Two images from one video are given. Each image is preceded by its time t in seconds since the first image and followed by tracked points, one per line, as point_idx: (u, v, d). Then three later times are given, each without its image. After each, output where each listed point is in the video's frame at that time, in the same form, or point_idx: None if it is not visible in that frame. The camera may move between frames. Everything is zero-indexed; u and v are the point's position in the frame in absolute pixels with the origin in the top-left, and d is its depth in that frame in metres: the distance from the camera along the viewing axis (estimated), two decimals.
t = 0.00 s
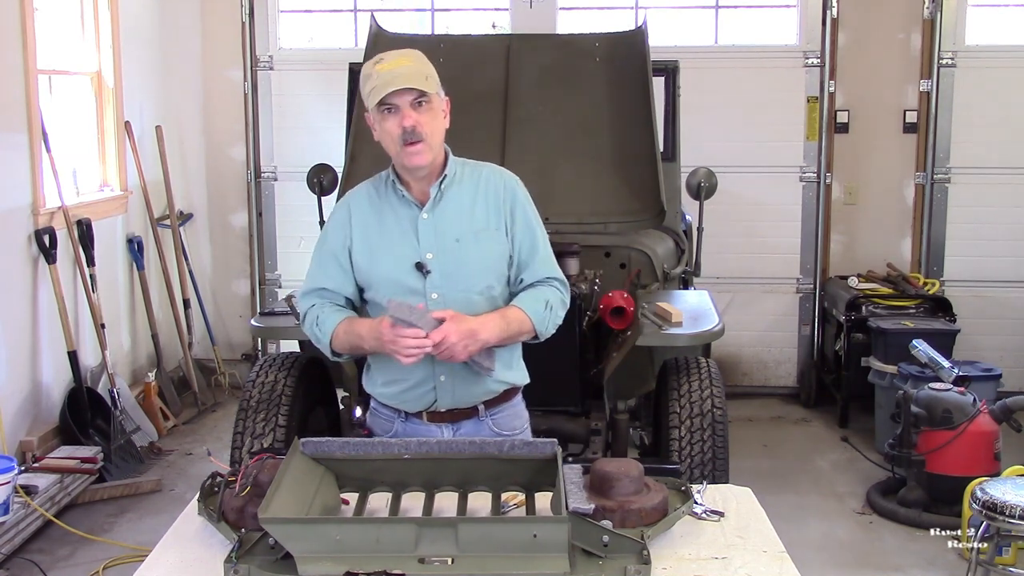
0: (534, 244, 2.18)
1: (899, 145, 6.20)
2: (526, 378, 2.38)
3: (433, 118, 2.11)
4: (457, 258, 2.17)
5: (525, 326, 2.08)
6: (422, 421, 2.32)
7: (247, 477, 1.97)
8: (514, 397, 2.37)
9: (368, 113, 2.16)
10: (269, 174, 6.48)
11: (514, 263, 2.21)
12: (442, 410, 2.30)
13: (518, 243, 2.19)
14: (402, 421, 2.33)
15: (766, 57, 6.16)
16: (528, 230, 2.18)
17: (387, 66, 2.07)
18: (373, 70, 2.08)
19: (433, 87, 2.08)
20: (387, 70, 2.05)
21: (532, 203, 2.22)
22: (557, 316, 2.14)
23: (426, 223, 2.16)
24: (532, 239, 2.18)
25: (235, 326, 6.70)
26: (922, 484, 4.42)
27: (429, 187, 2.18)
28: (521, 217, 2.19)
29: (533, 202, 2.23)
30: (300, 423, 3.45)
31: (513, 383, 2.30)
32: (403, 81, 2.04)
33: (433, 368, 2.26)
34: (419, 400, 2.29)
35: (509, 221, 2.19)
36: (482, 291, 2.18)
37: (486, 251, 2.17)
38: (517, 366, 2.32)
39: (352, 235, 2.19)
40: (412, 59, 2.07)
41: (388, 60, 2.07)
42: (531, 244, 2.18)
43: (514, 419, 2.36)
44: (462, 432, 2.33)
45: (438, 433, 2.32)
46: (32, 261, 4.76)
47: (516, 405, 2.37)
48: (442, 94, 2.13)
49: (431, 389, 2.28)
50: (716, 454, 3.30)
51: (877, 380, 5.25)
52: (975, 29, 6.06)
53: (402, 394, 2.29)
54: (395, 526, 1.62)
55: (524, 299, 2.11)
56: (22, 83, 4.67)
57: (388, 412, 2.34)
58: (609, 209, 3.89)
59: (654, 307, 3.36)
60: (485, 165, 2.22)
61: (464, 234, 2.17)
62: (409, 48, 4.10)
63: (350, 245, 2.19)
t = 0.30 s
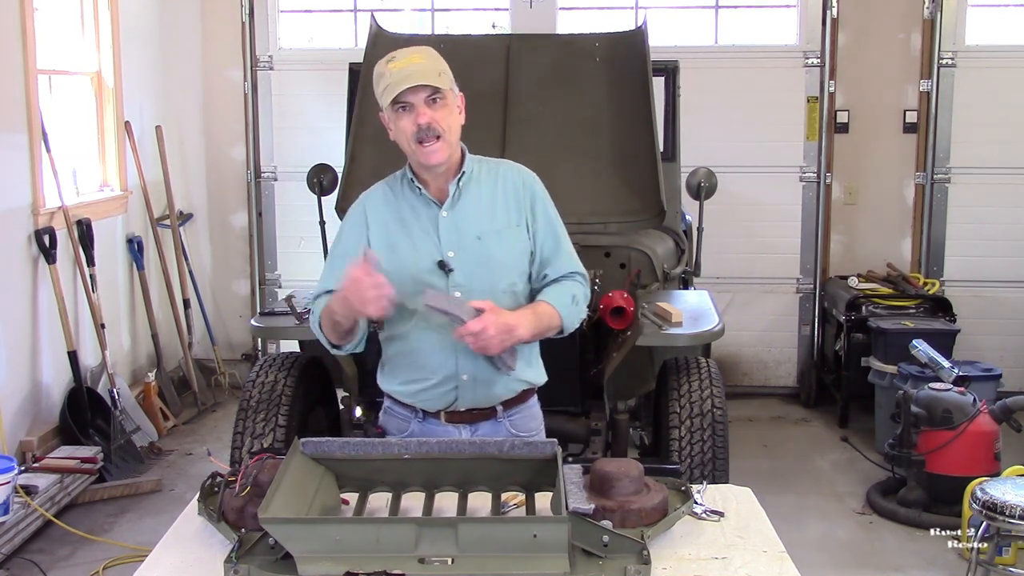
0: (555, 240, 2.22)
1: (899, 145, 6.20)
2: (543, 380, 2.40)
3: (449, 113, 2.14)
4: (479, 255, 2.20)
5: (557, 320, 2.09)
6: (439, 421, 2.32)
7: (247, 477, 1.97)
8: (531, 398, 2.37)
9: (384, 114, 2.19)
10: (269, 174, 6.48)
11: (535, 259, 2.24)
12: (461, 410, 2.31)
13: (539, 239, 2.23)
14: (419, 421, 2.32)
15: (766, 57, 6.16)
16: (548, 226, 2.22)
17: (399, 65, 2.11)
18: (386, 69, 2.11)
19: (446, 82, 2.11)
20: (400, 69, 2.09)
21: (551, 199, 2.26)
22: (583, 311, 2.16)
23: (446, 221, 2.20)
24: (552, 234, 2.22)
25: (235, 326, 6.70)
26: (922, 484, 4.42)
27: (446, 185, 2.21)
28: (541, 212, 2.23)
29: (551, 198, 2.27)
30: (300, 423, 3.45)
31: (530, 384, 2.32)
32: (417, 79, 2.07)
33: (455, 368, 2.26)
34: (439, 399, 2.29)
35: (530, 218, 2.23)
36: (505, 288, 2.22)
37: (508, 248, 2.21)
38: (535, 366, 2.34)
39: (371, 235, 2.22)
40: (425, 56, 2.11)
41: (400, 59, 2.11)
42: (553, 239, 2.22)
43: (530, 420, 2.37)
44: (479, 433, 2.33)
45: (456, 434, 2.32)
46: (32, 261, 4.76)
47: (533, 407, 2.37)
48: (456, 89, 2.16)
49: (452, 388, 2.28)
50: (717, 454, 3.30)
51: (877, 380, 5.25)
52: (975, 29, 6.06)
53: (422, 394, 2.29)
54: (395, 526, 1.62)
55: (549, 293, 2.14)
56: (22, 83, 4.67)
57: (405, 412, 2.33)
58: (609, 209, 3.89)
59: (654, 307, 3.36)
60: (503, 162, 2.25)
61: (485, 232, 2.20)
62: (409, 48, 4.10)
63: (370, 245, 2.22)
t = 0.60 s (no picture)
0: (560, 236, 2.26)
1: (898, 145, 6.20)
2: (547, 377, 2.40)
3: (454, 110, 2.14)
4: (488, 251, 2.21)
5: (567, 317, 2.14)
6: (446, 421, 2.30)
7: (247, 477, 1.97)
8: (533, 396, 2.38)
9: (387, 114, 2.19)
10: (269, 174, 6.48)
11: (541, 256, 2.27)
12: (469, 409, 2.29)
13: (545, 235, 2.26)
14: (426, 420, 2.31)
15: (766, 57, 6.16)
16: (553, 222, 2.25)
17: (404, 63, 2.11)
18: (391, 68, 2.12)
19: (450, 81, 2.13)
20: (405, 66, 2.10)
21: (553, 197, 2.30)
22: (589, 306, 2.21)
23: (454, 218, 2.20)
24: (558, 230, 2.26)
25: (236, 326, 6.70)
26: (922, 484, 4.43)
27: (453, 182, 2.22)
28: (545, 209, 2.26)
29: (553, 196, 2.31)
30: (300, 423, 3.45)
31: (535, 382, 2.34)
32: (422, 76, 2.08)
33: (465, 365, 2.24)
34: (446, 397, 2.27)
35: (535, 214, 2.26)
36: (514, 284, 2.22)
37: (516, 243, 2.22)
38: (539, 362, 2.36)
39: (376, 232, 2.20)
40: (430, 55, 2.12)
41: (405, 57, 2.11)
42: (558, 235, 2.26)
43: (535, 418, 2.37)
44: (487, 432, 2.32)
45: (463, 433, 2.30)
46: (32, 261, 4.76)
47: (536, 404, 2.38)
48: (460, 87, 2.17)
49: (462, 385, 2.26)
50: (717, 454, 3.30)
51: (877, 380, 5.25)
52: (975, 29, 6.06)
53: (432, 391, 2.26)
54: (395, 526, 1.62)
55: (558, 291, 2.18)
56: (22, 83, 4.67)
57: (411, 412, 2.31)
58: (609, 209, 3.89)
59: (654, 307, 3.36)
60: (505, 160, 2.29)
61: (493, 228, 2.21)
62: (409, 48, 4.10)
63: (375, 242, 2.20)
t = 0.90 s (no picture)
0: (545, 246, 2.24)
1: (898, 145, 6.20)
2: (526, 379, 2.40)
3: (452, 125, 2.10)
4: (474, 261, 2.18)
5: (546, 328, 2.13)
6: (426, 421, 2.31)
7: (247, 477, 1.97)
8: (512, 396, 2.40)
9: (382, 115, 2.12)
10: (269, 173, 6.48)
11: (523, 265, 2.26)
12: (450, 412, 2.31)
13: (530, 245, 2.24)
14: (406, 422, 2.32)
15: (766, 57, 6.16)
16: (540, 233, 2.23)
17: (408, 74, 2.03)
18: (393, 76, 2.04)
19: (452, 96, 2.07)
20: (410, 78, 2.02)
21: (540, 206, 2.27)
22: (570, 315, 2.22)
23: (441, 226, 2.17)
24: (542, 240, 2.24)
25: (236, 326, 6.70)
26: (922, 484, 4.43)
27: (442, 191, 2.18)
28: (530, 217, 2.23)
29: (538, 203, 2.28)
30: (300, 423, 3.45)
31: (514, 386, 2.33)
32: (426, 92, 2.02)
33: (447, 370, 2.25)
34: (428, 402, 2.28)
35: (522, 224, 2.23)
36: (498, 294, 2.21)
37: (502, 253, 2.20)
38: (518, 367, 2.35)
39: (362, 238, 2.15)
40: (435, 67, 2.05)
41: (409, 67, 2.04)
42: (543, 245, 2.24)
43: (513, 417, 2.38)
44: (466, 433, 2.34)
45: (442, 434, 2.32)
46: (32, 261, 4.76)
47: (514, 404, 2.40)
48: (460, 100, 2.11)
49: (443, 390, 2.28)
50: (716, 454, 3.31)
51: (877, 380, 5.25)
52: (975, 30, 6.06)
53: (412, 395, 2.28)
54: (395, 526, 1.62)
55: (538, 303, 2.17)
56: (22, 83, 4.67)
57: (391, 414, 2.33)
58: (609, 209, 3.89)
59: (653, 307, 3.36)
60: (494, 167, 2.25)
61: (479, 237, 2.18)
62: (409, 48, 4.10)
63: (361, 247, 2.16)
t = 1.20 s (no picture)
0: (526, 251, 2.23)
1: (898, 145, 6.20)
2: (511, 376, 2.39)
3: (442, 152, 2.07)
4: (454, 266, 2.18)
5: (515, 334, 2.11)
6: (412, 418, 2.31)
7: (247, 477, 1.97)
8: (499, 391, 2.39)
9: (369, 135, 2.06)
10: (269, 173, 6.48)
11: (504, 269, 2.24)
12: (434, 411, 2.31)
13: (510, 250, 2.22)
14: (393, 419, 2.32)
15: (766, 57, 6.16)
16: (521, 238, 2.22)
17: (402, 111, 1.97)
18: (387, 113, 1.97)
19: (445, 128, 2.03)
20: (405, 118, 1.96)
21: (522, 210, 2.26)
22: (548, 318, 2.20)
23: (422, 231, 2.17)
24: (523, 245, 2.22)
25: (236, 326, 6.70)
26: (922, 484, 4.43)
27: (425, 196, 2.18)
28: (511, 222, 2.22)
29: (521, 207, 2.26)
30: (300, 423, 3.46)
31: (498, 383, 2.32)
32: (423, 133, 1.97)
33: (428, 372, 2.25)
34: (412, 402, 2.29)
35: (504, 229, 2.22)
36: (477, 299, 2.20)
37: (483, 259, 2.19)
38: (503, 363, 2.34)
39: (345, 239, 2.15)
40: (430, 103, 1.99)
41: (405, 104, 1.97)
42: (522, 250, 2.22)
43: (499, 412, 2.38)
44: (452, 430, 2.34)
45: (429, 431, 2.32)
46: (32, 261, 4.76)
47: (501, 400, 2.39)
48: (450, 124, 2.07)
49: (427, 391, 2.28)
50: (716, 454, 3.31)
51: (877, 380, 5.25)
52: (975, 30, 6.06)
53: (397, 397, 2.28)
54: (395, 526, 1.62)
55: (510, 307, 2.14)
56: (22, 83, 4.67)
57: (378, 411, 2.32)
58: (609, 209, 3.89)
59: (654, 307, 3.36)
60: (478, 171, 2.24)
61: (461, 243, 2.18)
62: (409, 48, 4.10)
63: (343, 248, 2.15)
